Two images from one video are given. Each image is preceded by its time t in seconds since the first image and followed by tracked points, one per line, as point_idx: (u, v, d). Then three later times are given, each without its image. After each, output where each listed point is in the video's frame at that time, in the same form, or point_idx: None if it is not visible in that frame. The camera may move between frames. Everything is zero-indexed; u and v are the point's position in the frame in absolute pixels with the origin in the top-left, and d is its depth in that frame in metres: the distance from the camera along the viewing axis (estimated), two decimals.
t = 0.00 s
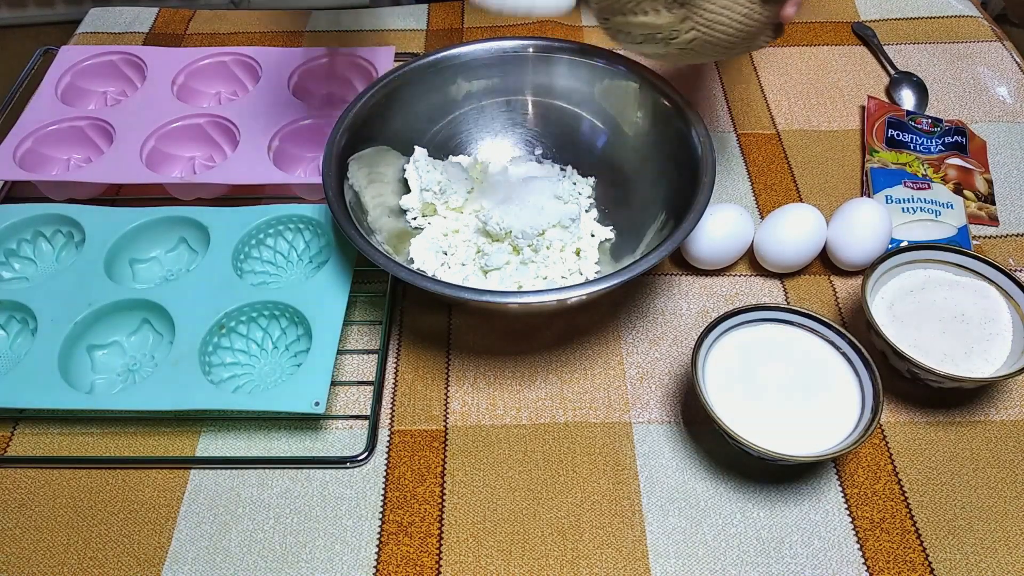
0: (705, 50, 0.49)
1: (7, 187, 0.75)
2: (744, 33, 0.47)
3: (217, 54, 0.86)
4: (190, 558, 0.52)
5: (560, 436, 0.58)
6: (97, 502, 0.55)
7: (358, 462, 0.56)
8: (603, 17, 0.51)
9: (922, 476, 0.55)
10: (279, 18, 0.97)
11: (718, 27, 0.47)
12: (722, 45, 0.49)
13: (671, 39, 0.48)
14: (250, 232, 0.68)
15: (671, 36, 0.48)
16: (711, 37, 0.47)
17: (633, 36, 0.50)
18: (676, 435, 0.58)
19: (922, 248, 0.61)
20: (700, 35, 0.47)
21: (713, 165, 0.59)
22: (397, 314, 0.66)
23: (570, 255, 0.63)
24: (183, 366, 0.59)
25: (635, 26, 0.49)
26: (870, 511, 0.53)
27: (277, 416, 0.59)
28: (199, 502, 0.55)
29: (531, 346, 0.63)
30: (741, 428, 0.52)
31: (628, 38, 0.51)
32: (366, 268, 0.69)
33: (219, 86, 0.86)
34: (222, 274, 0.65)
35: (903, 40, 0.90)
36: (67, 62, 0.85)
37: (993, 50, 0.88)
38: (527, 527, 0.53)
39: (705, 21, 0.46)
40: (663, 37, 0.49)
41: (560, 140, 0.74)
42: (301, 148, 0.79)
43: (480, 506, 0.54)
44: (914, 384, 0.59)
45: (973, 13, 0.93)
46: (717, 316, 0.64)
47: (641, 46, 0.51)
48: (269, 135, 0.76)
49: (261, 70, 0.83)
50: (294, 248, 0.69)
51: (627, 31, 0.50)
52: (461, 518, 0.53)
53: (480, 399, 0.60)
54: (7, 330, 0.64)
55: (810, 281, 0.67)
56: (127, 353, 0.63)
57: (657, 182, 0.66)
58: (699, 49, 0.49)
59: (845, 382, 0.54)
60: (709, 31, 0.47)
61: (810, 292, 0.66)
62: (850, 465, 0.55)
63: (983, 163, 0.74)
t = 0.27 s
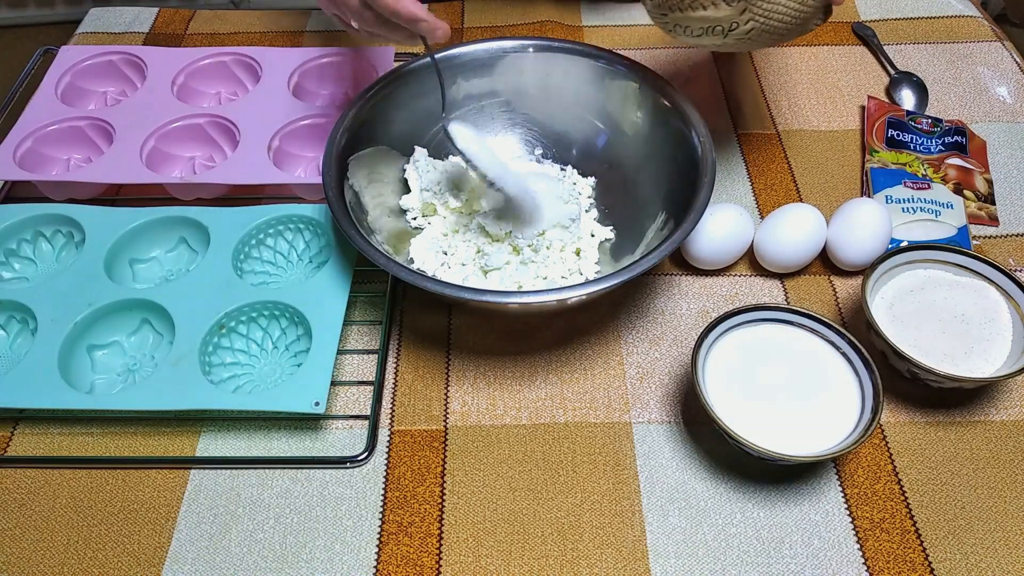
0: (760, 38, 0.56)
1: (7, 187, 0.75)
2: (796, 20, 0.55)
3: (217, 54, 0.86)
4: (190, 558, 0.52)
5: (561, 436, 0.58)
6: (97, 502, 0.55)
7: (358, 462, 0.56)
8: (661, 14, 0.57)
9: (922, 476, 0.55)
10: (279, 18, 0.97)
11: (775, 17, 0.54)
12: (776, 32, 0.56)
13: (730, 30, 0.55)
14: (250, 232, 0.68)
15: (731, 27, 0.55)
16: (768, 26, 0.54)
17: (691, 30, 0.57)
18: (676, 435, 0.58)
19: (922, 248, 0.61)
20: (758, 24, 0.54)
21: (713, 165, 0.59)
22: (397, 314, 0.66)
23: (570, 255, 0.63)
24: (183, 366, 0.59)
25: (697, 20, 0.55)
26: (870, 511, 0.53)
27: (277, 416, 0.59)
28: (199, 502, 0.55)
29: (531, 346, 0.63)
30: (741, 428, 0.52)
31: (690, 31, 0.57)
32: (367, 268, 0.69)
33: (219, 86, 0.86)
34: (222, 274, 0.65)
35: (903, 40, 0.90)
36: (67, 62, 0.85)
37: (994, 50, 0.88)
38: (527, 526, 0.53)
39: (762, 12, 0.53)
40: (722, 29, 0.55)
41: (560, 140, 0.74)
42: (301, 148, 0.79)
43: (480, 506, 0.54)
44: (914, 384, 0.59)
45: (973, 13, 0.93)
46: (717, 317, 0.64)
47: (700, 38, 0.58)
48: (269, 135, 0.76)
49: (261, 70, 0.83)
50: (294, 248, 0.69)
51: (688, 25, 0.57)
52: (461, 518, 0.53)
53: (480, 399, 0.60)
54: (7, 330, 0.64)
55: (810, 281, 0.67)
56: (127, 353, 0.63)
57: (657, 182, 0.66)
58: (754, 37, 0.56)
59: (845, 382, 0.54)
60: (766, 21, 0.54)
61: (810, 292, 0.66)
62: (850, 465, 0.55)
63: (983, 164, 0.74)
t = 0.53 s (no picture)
0: (751, 23, 0.56)
1: (7, 187, 0.75)
2: (787, 6, 0.55)
3: (217, 54, 0.86)
4: (190, 558, 0.52)
5: (561, 436, 0.58)
6: (96, 503, 0.55)
7: (358, 462, 0.56)
8: None
9: (922, 477, 0.55)
10: (279, 18, 0.97)
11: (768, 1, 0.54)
12: (766, 20, 0.56)
13: (723, 15, 0.54)
14: (250, 232, 0.68)
15: (725, 11, 0.54)
16: (760, 11, 0.54)
17: (684, 14, 0.56)
18: (676, 435, 0.58)
19: (922, 248, 0.61)
20: (751, 9, 0.54)
21: (714, 165, 0.59)
22: (397, 314, 0.66)
23: (570, 255, 0.63)
24: (183, 366, 0.59)
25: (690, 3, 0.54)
26: (870, 511, 0.53)
27: (277, 416, 0.59)
28: (199, 502, 0.55)
29: (531, 346, 0.63)
30: (741, 428, 0.52)
31: (682, 15, 0.56)
32: (367, 268, 0.69)
33: (219, 86, 0.86)
34: (222, 274, 0.65)
35: (903, 40, 0.90)
36: (67, 62, 0.85)
37: (994, 50, 0.88)
38: (527, 526, 0.53)
39: None
40: (715, 12, 0.54)
41: (560, 139, 0.74)
42: (301, 148, 0.79)
43: (480, 506, 0.54)
44: (914, 384, 0.59)
45: (973, 13, 0.93)
46: (717, 317, 0.64)
47: (691, 23, 0.57)
48: (269, 135, 0.76)
49: (261, 70, 0.83)
50: (294, 248, 0.69)
51: (681, 9, 0.56)
52: (461, 518, 0.53)
53: (480, 399, 0.60)
54: (7, 330, 0.64)
55: (810, 281, 0.67)
56: (127, 353, 0.63)
57: (657, 181, 0.66)
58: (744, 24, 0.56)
59: (845, 382, 0.54)
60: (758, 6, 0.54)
61: (810, 292, 0.66)
62: (850, 465, 0.55)
63: (983, 164, 0.74)
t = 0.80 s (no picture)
0: (730, 24, 0.50)
1: (7, 187, 0.75)
2: (771, 7, 0.48)
3: (217, 54, 0.86)
4: (190, 558, 0.52)
5: (561, 436, 0.58)
6: (97, 502, 0.55)
7: (358, 462, 0.56)
8: None
9: (922, 476, 0.55)
10: (279, 18, 0.97)
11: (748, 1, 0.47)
12: (746, 21, 0.49)
13: (699, 15, 0.48)
14: (250, 232, 0.68)
15: (700, 11, 0.48)
16: (738, 11, 0.48)
17: (659, 14, 0.50)
18: (676, 435, 0.58)
19: (922, 248, 0.61)
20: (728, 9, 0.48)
21: (713, 164, 0.59)
22: (397, 314, 0.66)
23: (570, 255, 0.63)
24: (183, 366, 0.59)
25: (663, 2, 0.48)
26: (870, 511, 0.53)
27: (277, 416, 0.59)
28: (199, 502, 0.55)
29: (531, 346, 0.63)
30: (741, 428, 0.52)
31: (657, 15, 0.50)
32: (367, 268, 0.69)
33: (219, 86, 0.86)
34: (222, 274, 0.65)
35: (903, 40, 0.90)
36: (66, 62, 0.85)
37: (993, 50, 0.88)
38: (527, 526, 0.53)
39: None
40: (691, 13, 0.48)
41: (560, 140, 0.74)
42: (301, 148, 0.79)
43: (480, 506, 0.54)
44: (914, 384, 0.59)
45: (973, 13, 0.93)
46: (717, 317, 0.64)
47: (668, 23, 0.51)
48: (269, 135, 0.76)
49: (261, 70, 0.83)
50: (294, 248, 0.69)
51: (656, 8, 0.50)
52: (461, 518, 0.53)
53: (480, 399, 0.60)
54: (7, 330, 0.64)
55: (810, 281, 0.67)
56: (127, 353, 0.63)
57: (657, 181, 0.66)
58: (722, 25, 0.50)
59: (845, 382, 0.54)
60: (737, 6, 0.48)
61: (810, 292, 0.66)
62: (850, 465, 0.55)
63: (983, 163, 0.74)
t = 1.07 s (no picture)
0: (688, 26, 0.44)
1: (7, 187, 0.75)
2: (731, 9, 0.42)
3: (217, 54, 0.86)
4: (190, 558, 0.52)
5: (560, 436, 0.58)
6: (97, 502, 0.55)
7: (358, 462, 0.56)
8: None
9: (922, 476, 0.55)
10: (279, 18, 0.97)
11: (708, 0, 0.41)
12: (706, 24, 0.44)
13: (657, 16, 0.42)
14: (250, 232, 0.68)
15: (658, 12, 0.42)
16: (698, 13, 0.42)
17: (616, 14, 0.43)
18: (676, 434, 0.58)
19: (922, 248, 0.61)
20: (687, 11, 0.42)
21: (713, 164, 0.59)
22: (397, 314, 0.66)
23: (570, 255, 0.64)
24: (183, 366, 0.59)
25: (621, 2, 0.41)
26: (870, 511, 0.53)
27: (277, 416, 0.59)
28: (199, 502, 0.55)
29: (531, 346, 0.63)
30: (741, 428, 0.52)
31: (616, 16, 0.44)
32: (367, 268, 0.69)
33: (219, 86, 0.86)
34: (222, 274, 0.65)
35: (903, 40, 0.90)
36: (67, 62, 0.85)
37: (993, 50, 0.88)
38: (527, 526, 0.53)
39: None
40: (648, 13, 0.42)
41: (560, 140, 0.74)
42: (301, 148, 0.79)
43: (480, 507, 0.54)
44: (914, 384, 0.59)
45: (973, 13, 0.93)
46: (717, 317, 0.64)
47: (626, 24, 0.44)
48: (269, 135, 0.76)
49: (261, 70, 0.83)
50: (295, 248, 0.69)
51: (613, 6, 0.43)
52: (461, 518, 0.53)
53: (480, 399, 0.60)
54: (7, 330, 0.64)
55: (810, 281, 0.67)
56: (127, 353, 0.63)
57: (657, 181, 0.66)
58: (681, 26, 0.44)
59: (845, 382, 0.54)
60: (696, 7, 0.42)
61: (810, 292, 0.66)
62: (850, 465, 0.55)
63: (983, 163, 0.74)
